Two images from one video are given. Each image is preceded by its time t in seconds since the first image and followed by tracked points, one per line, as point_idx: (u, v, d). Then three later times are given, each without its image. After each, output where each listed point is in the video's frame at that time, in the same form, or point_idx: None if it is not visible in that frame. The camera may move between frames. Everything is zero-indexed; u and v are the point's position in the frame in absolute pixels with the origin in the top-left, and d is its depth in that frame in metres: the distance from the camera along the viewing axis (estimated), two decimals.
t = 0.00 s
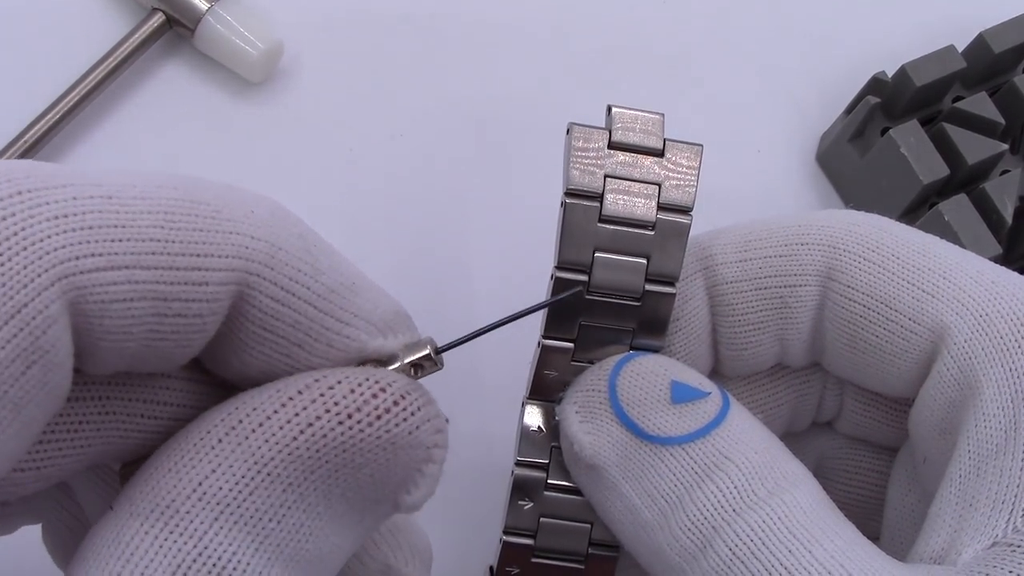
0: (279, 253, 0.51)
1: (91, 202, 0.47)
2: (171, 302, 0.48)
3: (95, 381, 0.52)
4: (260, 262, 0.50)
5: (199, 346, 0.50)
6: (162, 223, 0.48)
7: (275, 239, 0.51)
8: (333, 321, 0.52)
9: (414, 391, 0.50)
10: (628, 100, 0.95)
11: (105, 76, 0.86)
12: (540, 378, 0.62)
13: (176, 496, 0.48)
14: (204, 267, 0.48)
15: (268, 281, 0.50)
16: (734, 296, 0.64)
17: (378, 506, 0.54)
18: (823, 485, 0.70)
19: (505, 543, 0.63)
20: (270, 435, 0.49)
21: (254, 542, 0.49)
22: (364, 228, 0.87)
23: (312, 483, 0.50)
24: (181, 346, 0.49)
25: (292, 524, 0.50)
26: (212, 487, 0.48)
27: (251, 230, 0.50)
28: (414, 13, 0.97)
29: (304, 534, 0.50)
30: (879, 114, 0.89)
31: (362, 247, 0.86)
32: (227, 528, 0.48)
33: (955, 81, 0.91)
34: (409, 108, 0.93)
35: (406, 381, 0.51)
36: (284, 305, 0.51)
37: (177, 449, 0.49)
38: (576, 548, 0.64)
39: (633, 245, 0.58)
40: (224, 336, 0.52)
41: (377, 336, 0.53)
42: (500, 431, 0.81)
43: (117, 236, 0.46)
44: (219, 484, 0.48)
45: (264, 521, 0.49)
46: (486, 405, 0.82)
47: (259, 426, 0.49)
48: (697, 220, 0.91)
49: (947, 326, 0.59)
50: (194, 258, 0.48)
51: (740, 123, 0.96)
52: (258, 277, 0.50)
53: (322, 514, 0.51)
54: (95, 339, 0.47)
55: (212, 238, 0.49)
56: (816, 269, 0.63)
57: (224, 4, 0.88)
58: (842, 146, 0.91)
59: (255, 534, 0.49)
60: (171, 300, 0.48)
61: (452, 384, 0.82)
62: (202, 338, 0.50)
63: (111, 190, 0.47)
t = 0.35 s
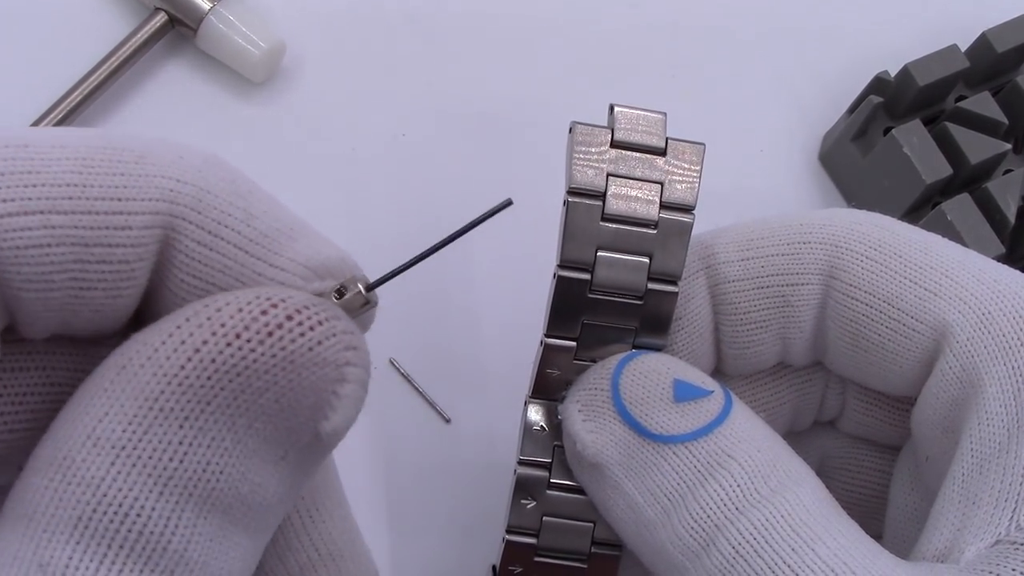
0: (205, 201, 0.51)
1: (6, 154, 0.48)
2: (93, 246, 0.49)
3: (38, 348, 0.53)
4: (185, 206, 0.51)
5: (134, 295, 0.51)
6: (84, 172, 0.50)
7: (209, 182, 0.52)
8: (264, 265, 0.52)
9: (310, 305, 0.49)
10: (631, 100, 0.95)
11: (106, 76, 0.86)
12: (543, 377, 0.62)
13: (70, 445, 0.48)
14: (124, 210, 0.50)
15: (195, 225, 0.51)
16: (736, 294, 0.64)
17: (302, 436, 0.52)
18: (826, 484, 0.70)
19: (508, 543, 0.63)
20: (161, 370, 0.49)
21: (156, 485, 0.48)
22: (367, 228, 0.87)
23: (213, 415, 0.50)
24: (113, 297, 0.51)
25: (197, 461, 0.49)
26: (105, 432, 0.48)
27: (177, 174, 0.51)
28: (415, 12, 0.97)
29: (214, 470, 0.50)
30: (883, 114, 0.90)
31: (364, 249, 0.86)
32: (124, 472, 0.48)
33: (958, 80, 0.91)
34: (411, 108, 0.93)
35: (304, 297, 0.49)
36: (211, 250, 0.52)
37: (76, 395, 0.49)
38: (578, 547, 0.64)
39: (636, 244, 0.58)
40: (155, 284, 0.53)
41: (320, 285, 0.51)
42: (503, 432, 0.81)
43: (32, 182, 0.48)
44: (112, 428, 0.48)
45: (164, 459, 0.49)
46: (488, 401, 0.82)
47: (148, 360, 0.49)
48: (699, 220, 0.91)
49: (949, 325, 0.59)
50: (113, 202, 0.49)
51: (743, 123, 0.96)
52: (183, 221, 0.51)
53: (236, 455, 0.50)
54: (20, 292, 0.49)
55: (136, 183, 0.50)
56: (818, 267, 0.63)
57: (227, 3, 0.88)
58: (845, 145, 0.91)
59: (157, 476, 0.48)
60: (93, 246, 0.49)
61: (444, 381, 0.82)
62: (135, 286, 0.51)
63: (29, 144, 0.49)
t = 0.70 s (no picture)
0: (226, 213, 0.52)
1: (29, 164, 0.48)
2: (117, 255, 0.49)
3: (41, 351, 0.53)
4: (207, 217, 0.52)
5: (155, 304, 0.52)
6: (110, 181, 0.50)
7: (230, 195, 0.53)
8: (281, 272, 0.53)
9: (304, 287, 0.50)
10: (633, 99, 0.95)
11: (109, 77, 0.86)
12: (544, 376, 0.62)
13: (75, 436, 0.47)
14: (149, 221, 0.50)
15: (215, 235, 0.52)
16: (738, 294, 0.64)
17: (303, 418, 0.52)
18: (827, 483, 0.70)
19: (510, 542, 0.63)
20: (161, 356, 0.48)
21: (165, 472, 0.47)
22: (369, 228, 0.87)
23: (215, 401, 0.49)
24: (135, 306, 0.51)
25: (203, 447, 0.48)
26: (108, 419, 0.47)
27: (197, 185, 0.52)
28: (417, 12, 0.97)
29: (220, 455, 0.49)
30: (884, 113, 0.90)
31: (366, 249, 0.86)
32: (132, 461, 0.47)
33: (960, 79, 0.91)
34: (413, 107, 0.93)
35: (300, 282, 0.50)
36: (231, 259, 0.53)
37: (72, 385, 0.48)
38: (579, 547, 0.64)
39: (638, 244, 0.58)
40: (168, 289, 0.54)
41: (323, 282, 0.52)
42: (505, 432, 0.81)
43: (58, 191, 0.48)
44: (118, 416, 0.47)
45: (171, 446, 0.48)
46: (488, 397, 0.82)
47: (149, 349, 0.48)
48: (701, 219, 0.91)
49: (950, 324, 0.59)
50: (138, 213, 0.50)
51: (745, 122, 0.96)
52: (205, 232, 0.52)
53: (237, 440, 0.50)
54: (43, 301, 0.49)
55: (160, 194, 0.51)
56: (819, 266, 0.63)
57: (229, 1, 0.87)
58: (847, 144, 0.91)
59: (166, 462, 0.47)
60: (117, 255, 0.49)
61: (444, 379, 0.82)
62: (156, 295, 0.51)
63: (50, 152, 0.49)
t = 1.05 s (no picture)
0: (188, 174, 0.49)
1: None
2: (78, 224, 0.47)
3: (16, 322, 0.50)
4: (167, 179, 0.49)
5: (119, 271, 0.49)
6: (66, 148, 0.47)
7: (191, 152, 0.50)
8: (253, 235, 0.50)
9: (355, 307, 0.49)
10: (634, 97, 0.95)
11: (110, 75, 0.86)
12: (545, 374, 0.62)
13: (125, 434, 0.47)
14: (107, 186, 0.47)
15: (178, 198, 0.49)
16: (739, 292, 0.64)
17: (331, 418, 0.52)
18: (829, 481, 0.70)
19: (511, 540, 0.64)
20: (214, 364, 0.48)
21: (208, 475, 0.49)
22: (370, 227, 0.87)
23: (260, 407, 0.50)
24: (99, 273, 0.48)
25: (244, 452, 0.50)
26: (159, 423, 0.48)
27: (157, 148, 0.49)
28: (417, 11, 0.97)
29: (259, 459, 0.50)
30: (886, 111, 0.90)
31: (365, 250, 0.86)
32: (180, 465, 0.48)
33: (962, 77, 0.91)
34: (413, 106, 0.93)
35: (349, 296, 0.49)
36: (196, 222, 0.50)
37: (118, 376, 0.49)
38: (580, 546, 0.64)
39: (639, 242, 0.58)
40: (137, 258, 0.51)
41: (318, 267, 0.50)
42: (506, 432, 0.81)
43: (13, 159, 0.46)
44: (167, 423, 0.48)
45: (217, 451, 0.49)
46: (488, 394, 0.82)
47: (201, 357, 0.48)
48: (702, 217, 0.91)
49: (952, 323, 0.58)
50: (97, 178, 0.47)
51: (746, 120, 0.96)
52: (167, 195, 0.49)
53: (274, 445, 0.51)
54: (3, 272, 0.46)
55: (118, 158, 0.48)
56: (821, 265, 0.63)
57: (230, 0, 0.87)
58: (848, 142, 0.91)
59: (211, 466, 0.49)
60: (78, 222, 0.47)
61: (448, 377, 0.82)
62: (121, 262, 0.49)
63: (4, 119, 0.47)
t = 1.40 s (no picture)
0: (159, 152, 0.48)
1: None
2: (48, 206, 0.46)
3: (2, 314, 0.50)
4: (139, 158, 0.47)
5: (96, 254, 0.48)
6: (33, 130, 0.46)
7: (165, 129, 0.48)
8: (229, 214, 0.48)
9: (363, 314, 0.49)
10: (637, 97, 0.95)
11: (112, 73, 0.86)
12: (547, 374, 0.62)
13: (141, 442, 0.48)
14: (77, 167, 0.46)
15: (151, 177, 0.48)
16: (741, 291, 0.64)
17: (335, 422, 0.53)
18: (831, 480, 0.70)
19: (513, 539, 0.64)
20: (231, 371, 0.48)
21: (222, 479, 0.49)
22: (371, 227, 0.87)
23: (272, 411, 0.50)
24: (73, 256, 0.47)
25: (256, 456, 0.50)
26: (176, 428, 0.48)
27: (128, 126, 0.48)
28: (418, 11, 0.97)
29: (270, 462, 0.51)
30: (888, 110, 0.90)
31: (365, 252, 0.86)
32: (196, 470, 0.48)
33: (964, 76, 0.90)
34: (415, 105, 0.93)
35: (357, 303, 0.49)
36: (170, 201, 0.48)
37: (132, 381, 0.48)
38: (582, 545, 0.64)
39: (641, 241, 0.58)
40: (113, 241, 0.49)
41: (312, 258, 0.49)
42: (509, 431, 0.81)
43: None
44: (181, 430, 0.48)
45: (231, 456, 0.49)
46: (489, 394, 0.82)
47: (217, 365, 0.48)
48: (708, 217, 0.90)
49: (954, 322, 0.58)
50: (66, 158, 0.46)
51: (749, 120, 0.96)
52: (139, 173, 0.47)
53: (285, 447, 0.51)
54: None
55: (88, 138, 0.47)
56: (823, 264, 0.63)
57: None
58: (850, 141, 0.91)
59: (225, 471, 0.49)
60: (48, 204, 0.46)
61: (450, 376, 0.82)
62: (97, 244, 0.47)
63: None
